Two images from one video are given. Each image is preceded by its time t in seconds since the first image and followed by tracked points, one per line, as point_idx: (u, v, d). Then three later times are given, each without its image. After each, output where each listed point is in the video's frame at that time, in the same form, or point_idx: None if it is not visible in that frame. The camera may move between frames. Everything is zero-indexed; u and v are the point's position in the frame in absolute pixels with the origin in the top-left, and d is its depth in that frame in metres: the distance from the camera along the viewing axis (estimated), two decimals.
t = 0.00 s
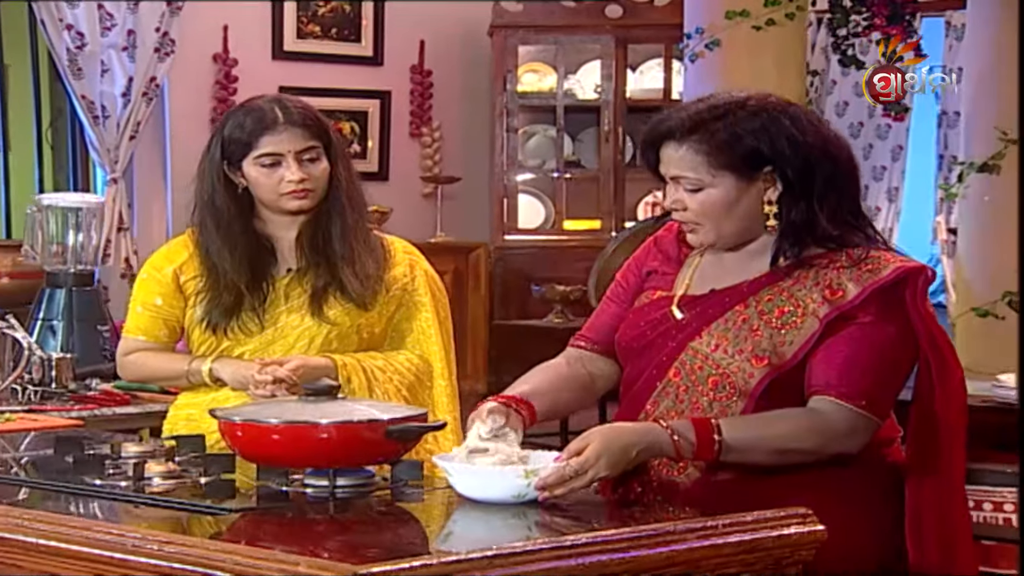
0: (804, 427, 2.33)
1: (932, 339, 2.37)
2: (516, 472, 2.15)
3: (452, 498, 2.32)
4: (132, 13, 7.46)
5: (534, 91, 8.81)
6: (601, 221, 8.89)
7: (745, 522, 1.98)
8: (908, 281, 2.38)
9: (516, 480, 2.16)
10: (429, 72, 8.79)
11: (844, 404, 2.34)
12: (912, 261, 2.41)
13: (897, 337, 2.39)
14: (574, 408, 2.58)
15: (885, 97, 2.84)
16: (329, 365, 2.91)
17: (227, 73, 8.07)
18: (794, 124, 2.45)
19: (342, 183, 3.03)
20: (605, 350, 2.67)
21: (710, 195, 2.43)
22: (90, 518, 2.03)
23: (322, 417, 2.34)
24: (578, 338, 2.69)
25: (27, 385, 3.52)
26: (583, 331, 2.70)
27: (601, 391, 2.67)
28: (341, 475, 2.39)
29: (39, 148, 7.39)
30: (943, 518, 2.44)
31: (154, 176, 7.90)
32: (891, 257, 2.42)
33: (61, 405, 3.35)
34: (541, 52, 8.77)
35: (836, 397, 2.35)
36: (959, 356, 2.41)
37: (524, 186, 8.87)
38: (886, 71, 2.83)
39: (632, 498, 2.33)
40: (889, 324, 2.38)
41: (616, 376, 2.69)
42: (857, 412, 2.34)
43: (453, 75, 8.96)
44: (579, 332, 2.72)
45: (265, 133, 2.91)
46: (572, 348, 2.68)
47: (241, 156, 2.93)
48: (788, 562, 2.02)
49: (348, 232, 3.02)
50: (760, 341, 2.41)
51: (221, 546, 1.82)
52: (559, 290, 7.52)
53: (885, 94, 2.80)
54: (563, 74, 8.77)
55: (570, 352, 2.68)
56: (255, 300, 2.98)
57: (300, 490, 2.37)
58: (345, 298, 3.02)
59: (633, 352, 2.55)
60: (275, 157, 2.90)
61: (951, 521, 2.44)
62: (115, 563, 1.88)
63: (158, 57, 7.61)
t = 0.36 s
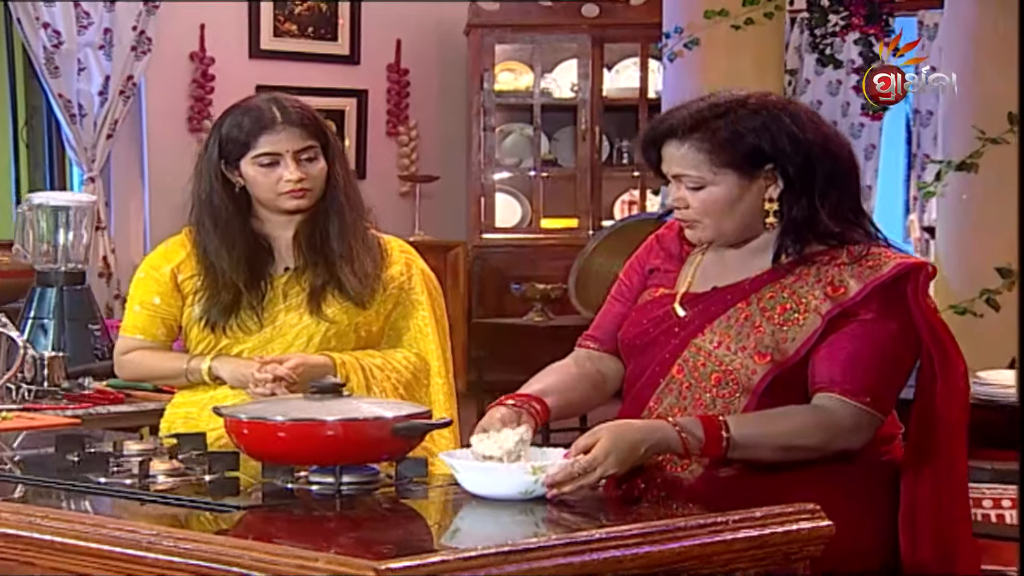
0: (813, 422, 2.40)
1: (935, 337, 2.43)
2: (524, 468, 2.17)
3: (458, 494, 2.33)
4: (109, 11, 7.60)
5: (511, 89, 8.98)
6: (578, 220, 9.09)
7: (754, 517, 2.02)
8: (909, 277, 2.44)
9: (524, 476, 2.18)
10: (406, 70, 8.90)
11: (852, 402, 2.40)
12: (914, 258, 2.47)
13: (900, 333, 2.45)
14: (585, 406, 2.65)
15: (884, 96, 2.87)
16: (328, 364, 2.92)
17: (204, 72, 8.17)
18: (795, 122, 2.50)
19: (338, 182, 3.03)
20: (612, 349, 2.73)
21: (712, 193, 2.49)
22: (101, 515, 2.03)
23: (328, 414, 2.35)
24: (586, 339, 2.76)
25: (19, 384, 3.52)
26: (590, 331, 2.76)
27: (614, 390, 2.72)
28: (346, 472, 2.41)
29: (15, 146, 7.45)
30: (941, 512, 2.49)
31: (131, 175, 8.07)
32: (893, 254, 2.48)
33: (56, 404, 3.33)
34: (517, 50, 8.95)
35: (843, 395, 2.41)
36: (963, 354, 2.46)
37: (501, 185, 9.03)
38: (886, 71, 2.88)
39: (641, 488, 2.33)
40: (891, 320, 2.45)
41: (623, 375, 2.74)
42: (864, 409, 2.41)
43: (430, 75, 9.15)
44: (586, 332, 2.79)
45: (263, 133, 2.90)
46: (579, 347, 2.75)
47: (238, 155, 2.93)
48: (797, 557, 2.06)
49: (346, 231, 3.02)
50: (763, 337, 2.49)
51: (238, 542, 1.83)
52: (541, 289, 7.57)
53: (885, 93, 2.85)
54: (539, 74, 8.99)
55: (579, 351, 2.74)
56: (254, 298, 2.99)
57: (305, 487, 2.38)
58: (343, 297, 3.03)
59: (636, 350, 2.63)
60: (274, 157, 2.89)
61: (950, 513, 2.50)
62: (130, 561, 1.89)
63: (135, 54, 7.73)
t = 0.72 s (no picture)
0: (846, 422, 2.44)
1: (946, 333, 2.49)
2: (531, 465, 2.19)
3: (466, 492, 2.35)
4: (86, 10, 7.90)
5: (489, 88, 8.98)
6: (555, 219, 9.09)
7: (764, 514, 2.04)
8: (914, 276, 2.49)
9: (531, 473, 2.20)
10: (384, 69, 8.98)
11: (880, 403, 2.45)
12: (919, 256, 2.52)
13: (910, 333, 2.50)
14: (587, 405, 2.67)
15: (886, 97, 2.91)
16: (326, 363, 2.90)
17: (182, 71, 8.35)
18: (799, 120, 2.52)
19: (337, 182, 3.01)
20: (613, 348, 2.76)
21: (718, 190, 2.51)
22: (113, 514, 2.04)
23: (334, 412, 2.36)
24: (588, 338, 2.77)
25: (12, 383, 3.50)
26: (591, 331, 2.78)
27: (615, 388, 2.75)
28: (352, 471, 2.42)
29: None
30: (952, 508, 2.57)
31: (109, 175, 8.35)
32: (897, 253, 2.53)
33: (50, 403, 3.32)
34: (493, 50, 8.95)
35: (870, 395, 2.45)
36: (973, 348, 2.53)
37: (478, 184, 9.04)
38: (885, 71, 2.91)
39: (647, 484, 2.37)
40: (901, 320, 2.49)
41: (625, 374, 2.77)
42: (887, 408, 2.45)
43: (406, 74, 9.21)
44: (588, 331, 2.81)
45: (262, 131, 2.89)
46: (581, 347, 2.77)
47: (236, 154, 2.92)
48: (805, 554, 2.08)
49: (344, 229, 3.00)
50: (767, 337, 2.52)
51: (255, 540, 1.84)
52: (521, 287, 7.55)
53: (885, 94, 2.88)
54: (517, 72, 9.00)
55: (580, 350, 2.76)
56: (252, 297, 2.98)
57: (312, 485, 2.39)
58: (341, 296, 3.02)
59: (638, 349, 2.66)
60: (272, 156, 2.88)
61: (961, 508, 2.57)
62: (146, 558, 1.89)
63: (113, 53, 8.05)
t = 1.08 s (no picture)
0: (843, 420, 2.47)
1: (944, 332, 2.53)
2: (535, 464, 2.20)
3: (466, 490, 2.36)
4: (61, 9, 8.04)
5: (464, 88, 8.98)
6: (532, 218, 9.10)
7: (768, 511, 2.07)
8: (915, 275, 2.53)
9: (535, 472, 2.21)
10: (358, 68, 9.07)
11: (879, 400, 2.49)
12: (918, 256, 2.56)
13: (910, 332, 2.54)
14: (573, 395, 2.72)
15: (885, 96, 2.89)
16: (321, 361, 2.88)
17: (156, 69, 8.41)
18: (798, 119, 2.55)
19: (329, 181, 3.02)
20: (599, 342, 2.79)
21: (719, 190, 2.54)
22: (120, 511, 2.04)
23: (336, 410, 2.37)
24: (573, 331, 2.81)
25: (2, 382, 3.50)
26: (577, 324, 2.81)
27: (598, 378, 2.80)
28: (353, 469, 2.43)
29: None
30: (955, 502, 2.64)
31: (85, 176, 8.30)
32: (896, 251, 2.57)
33: (43, 403, 3.31)
34: (468, 50, 8.96)
35: (871, 395, 2.48)
36: (971, 343, 2.57)
37: (454, 183, 9.05)
38: (885, 71, 2.88)
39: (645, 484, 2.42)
40: (903, 320, 2.53)
41: (610, 365, 2.81)
42: (885, 406, 2.49)
43: (382, 73, 9.22)
44: (573, 323, 2.84)
45: (253, 132, 2.86)
46: (567, 339, 2.80)
47: (227, 154, 2.89)
48: (810, 550, 2.10)
49: (337, 229, 3.00)
50: (770, 335, 2.56)
51: (267, 537, 1.85)
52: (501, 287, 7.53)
53: (886, 93, 2.86)
54: (493, 71, 9.00)
55: (566, 344, 2.80)
56: (245, 297, 2.96)
57: (313, 483, 2.39)
58: (334, 295, 3.00)
59: (636, 347, 2.69)
60: (263, 156, 2.86)
61: (963, 502, 2.65)
62: (157, 554, 1.90)
63: (88, 52, 8.11)
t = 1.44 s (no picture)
0: (823, 416, 2.53)
1: (931, 328, 2.60)
2: (533, 460, 2.20)
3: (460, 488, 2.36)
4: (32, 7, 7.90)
5: (439, 86, 9.00)
6: (507, 217, 9.10)
7: (768, 508, 2.07)
8: (907, 272, 2.59)
9: (533, 468, 2.21)
10: (332, 67, 9.06)
11: (856, 396, 2.54)
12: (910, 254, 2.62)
13: (901, 329, 2.59)
14: (567, 397, 2.70)
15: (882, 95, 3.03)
16: (312, 360, 2.87)
17: (130, 67, 8.34)
18: (786, 116, 2.61)
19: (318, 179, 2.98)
20: (587, 339, 2.78)
21: (708, 187, 2.58)
22: (122, 510, 2.04)
23: (332, 409, 2.37)
24: (558, 326, 2.79)
25: None
26: (563, 318, 2.80)
27: (585, 373, 2.79)
28: (350, 467, 2.42)
29: None
30: (941, 500, 2.69)
31: (58, 175, 8.17)
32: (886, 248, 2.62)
33: (28, 402, 3.29)
34: (443, 48, 8.97)
35: (850, 390, 2.54)
36: (959, 345, 2.65)
37: (429, 181, 9.04)
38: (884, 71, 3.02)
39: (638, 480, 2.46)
40: (895, 317, 2.59)
41: (595, 358, 2.80)
42: (866, 403, 2.55)
43: (356, 72, 9.25)
44: (558, 319, 2.82)
45: (242, 131, 2.84)
46: (554, 336, 2.78)
47: (217, 153, 2.87)
48: (809, 546, 2.10)
49: (326, 228, 2.98)
50: (767, 333, 2.60)
51: (272, 535, 1.85)
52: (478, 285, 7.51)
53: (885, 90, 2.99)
54: (466, 70, 9.02)
55: (553, 340, 2.78)
56: (235, 296, 2.95)
57: (309, 481, 2.39)
58: (324, 293, 2.97)
59: (627, 344, 2.69)
60: (252, 155, 2.84)
61: (949, 500, 2.69)
62: (161, 553, 1.90)
63: (60, 50, 8.00)
